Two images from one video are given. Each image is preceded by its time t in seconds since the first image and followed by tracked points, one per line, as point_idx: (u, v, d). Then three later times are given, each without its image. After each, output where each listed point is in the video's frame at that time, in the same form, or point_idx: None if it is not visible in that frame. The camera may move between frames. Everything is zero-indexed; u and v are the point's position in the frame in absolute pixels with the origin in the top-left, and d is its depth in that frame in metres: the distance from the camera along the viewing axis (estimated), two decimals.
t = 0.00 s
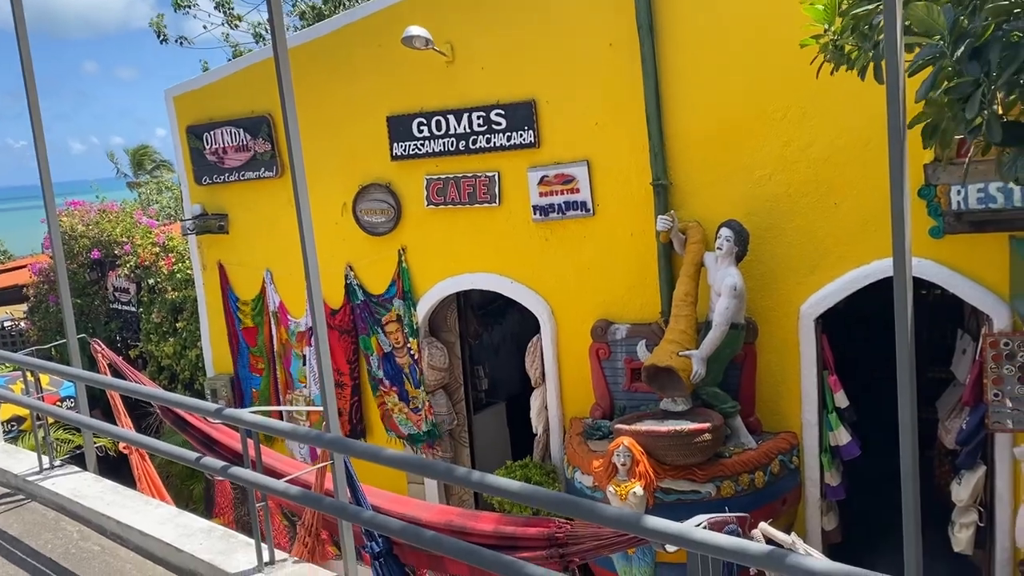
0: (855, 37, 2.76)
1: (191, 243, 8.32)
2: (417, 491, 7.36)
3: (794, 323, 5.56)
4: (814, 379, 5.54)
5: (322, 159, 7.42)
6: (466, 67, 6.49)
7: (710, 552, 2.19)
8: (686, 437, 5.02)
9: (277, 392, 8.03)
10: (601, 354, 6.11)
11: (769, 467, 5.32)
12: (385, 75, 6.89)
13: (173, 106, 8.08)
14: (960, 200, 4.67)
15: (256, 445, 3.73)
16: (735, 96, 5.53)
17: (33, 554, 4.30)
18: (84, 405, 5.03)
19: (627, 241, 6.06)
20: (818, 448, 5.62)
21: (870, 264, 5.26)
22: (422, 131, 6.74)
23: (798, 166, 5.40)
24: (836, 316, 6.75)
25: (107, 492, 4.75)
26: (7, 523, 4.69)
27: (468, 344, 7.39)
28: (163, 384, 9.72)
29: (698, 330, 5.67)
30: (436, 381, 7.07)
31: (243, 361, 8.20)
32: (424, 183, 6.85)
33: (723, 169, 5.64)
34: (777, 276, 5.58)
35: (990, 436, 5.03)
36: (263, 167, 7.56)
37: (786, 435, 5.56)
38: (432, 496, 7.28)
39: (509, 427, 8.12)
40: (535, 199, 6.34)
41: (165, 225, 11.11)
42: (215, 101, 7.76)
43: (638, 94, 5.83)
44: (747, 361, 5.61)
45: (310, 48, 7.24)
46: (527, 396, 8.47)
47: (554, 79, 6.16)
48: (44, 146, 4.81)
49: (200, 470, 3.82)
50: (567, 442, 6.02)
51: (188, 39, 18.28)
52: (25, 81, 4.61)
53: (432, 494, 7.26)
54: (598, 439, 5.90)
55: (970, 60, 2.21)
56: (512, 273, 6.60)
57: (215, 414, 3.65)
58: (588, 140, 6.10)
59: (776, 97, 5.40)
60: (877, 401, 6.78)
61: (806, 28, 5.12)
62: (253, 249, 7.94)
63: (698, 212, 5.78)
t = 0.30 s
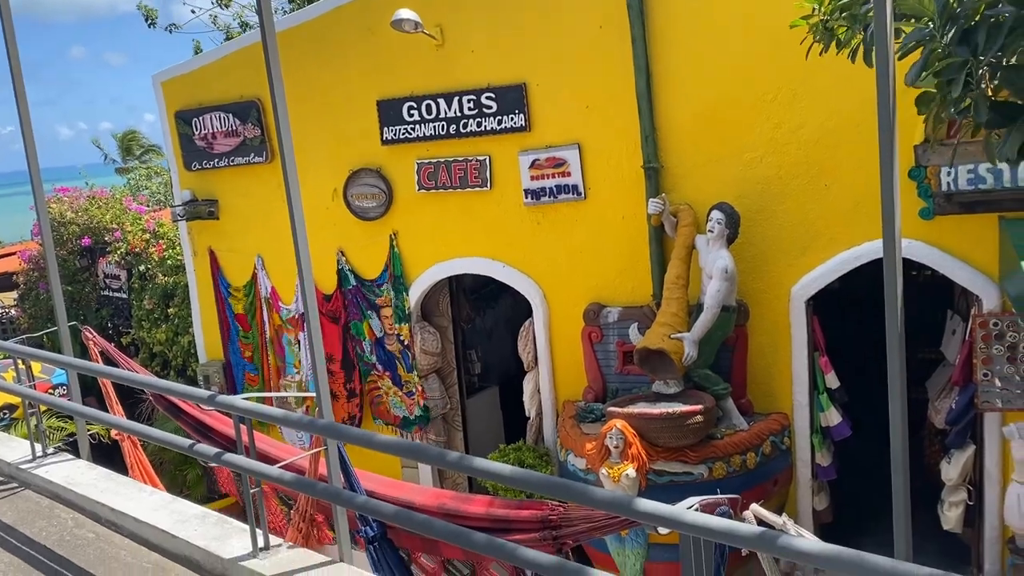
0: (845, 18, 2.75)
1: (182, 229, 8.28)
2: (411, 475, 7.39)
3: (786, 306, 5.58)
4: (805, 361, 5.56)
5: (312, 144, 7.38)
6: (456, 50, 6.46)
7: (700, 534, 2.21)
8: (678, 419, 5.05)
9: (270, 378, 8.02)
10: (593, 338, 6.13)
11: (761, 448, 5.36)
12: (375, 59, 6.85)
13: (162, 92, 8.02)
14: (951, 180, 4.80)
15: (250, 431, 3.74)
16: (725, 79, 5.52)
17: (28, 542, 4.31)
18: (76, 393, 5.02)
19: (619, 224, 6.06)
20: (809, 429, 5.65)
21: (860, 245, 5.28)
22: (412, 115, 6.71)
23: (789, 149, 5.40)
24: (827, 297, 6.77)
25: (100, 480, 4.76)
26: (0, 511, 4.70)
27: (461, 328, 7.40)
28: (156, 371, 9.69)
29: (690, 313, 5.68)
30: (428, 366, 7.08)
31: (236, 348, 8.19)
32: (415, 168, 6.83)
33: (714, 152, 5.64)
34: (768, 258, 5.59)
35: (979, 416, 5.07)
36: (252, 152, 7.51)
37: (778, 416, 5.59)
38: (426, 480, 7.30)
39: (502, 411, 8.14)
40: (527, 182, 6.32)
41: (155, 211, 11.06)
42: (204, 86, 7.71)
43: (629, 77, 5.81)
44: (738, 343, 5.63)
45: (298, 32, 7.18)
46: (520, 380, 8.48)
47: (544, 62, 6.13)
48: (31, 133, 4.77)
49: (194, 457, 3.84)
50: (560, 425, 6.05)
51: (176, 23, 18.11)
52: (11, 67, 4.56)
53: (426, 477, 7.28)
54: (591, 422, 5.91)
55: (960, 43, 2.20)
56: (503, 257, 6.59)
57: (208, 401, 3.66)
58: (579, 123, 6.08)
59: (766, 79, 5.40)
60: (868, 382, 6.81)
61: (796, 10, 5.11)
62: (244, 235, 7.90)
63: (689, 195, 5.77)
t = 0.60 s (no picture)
0: None
1: (174, 205, 8.23)
2: (408, 447, 7.43)
3: (780, 277, 5.59)
4: (799, 331, 5.59)
5: (303, 119, 7.33)
6: (448, 22, 6.39)
7: (695, 501, 2.24)
8: (673, 390, 5.09)
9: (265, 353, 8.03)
10: (588, 311, 6.13)
11: (754, 418, 5.39)
12: (366, 31, 6.79)
13: (151, 66, 7.94)
14: (944, 150, 4.75)
15: (245, 405, 3.76)
16: (719, 49, 5.49)
17: (26, 517, 4.33)
18: (71, 369, 5.01)
19: (613, 197, 6.05)
20: (802, 399, 5.67)
21: (854, 216, 5.28)
22: (404, 88, 6.66)
23: (783, 119, 5.39)
24: (821, 267, 6.78)
25: (97, 455, 4.77)
26: None
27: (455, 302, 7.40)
28: (150, 348, 9.69)
29: (684, 284, 5.70)
30: (423, 340, 7.11)
31: (230, 323, 8.19)
32: (407, 141, 6.79)
33: (707, 124, 5.62)
34: (762, 229, 5.59)
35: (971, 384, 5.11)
36: (243, 127, 7.46)
37: (771, 387, 5.63)
38: (422, 452, 7.35)
39: (496, 384, 8.16)
40: (520, 155, 6.30)
41: (147, 188, 11.00)
42: (193, 60, 7.63)
43: (623, 48, 5.77)
44: (731, 315, 5.64)
45: (288, 4, 7.10)
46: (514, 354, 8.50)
47: (537, 34, 6.08)
48: (19, 107, 4.72)
49: (191, 431, 3.86)
50: (555, 397, 6.09)
51: None
52: None
53: (422, 449, 7.33)
54: (585, 394, 5.96)
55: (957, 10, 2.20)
56: (497, 230, 6.59)
57: (204, 375, 3.69)
58: (572, 95, 6.05)
59: (760, 49, 5.37)
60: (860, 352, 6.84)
61: None
62: (236, 210, 7.87)
63: (683, 167, 5.76)
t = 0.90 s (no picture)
0: None
1: (164, 168, 8.15)
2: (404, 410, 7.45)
3: (774, 236, 5.59)
4: (793, 290, 5.60)
5: (293, 79, 7.24)
6: None
7: (692, 455, 2.25)
8: (668, 350, 5.11)
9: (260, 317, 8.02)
10: (582, 273, 6.12)
11: (748, 376, 5.42)
12: None
13: (138, 27, 7.81)
14: (940, 107, 4.70)
15: (241, 366, 3.74)
16: (716, 5, 5.43)
17: (23, 480, 4.34)
18: (64, 332, 4.99)
19: (607, 156, 6.01)
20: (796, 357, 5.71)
21: (848, 175, 5.26)
22: (395, 48, 6.57)
23: (779, 76, 5.34)
24: (815, 225, 6.77)
25: (93, 418, 4.77)
26: None
27: (449, 266, 7.38)
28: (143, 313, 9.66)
29: (679, 245, 5.68)
30: (418, 303, 7.10)
31: (223, 287, 8.16)
32: (399, 102, 6.71)
33: (703, 82, 5.57)
34: (757, 187, 5.57)
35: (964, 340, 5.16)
36: (233, 88, 7.36)
37: (765, 345, 5.65)
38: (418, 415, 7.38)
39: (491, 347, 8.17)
40: (513, 115, 6.24)
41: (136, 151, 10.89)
42: (181, 20, 7.50)
43: (617, 4, 5.69)
44: (726, 275, 5.64)
45: None
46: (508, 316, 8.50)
47: None
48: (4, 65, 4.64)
49: (187, 393, 3.85)
50: (550, 358, 6.12)
51: None
52: None
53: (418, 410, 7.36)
54: (580, 354, 5.99)
55: None
56: (491, 192, 6.55)
57: (199, 336, 3.66)
58: (566, 53, 5.98)
59: (757, 5, 5.31)
60: (853, 311, 6.86)
61: None
62: (226, 174, 7.80)
63: (678, 125, 5.72)
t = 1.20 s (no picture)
0: None
1: (148, 133, 8.05)
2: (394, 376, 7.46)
3: (764, 196, 5.58)
4: (782, 251, 5.60)
5: (278, 41, 7.13)
6: None
7: (684, 410, 2.26)
8: (657, 312, 5.12)
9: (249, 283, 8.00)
10: (572, 236, 6.11)
11: (737, 337, 5.44)
12: None
13: None
14: (931, 65, 4.69)
15: (232, 330, 3.72)
16: None
17: (14, 446, 4.33)
18: (52, 298, 4.95)
19: (596, 118, 5.97)
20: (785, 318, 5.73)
21: (837, 135, 5.25)
22: (381, 8, 6.47)
23: (770, 35, 5.31)
24: (806, 185, 6.76)
25: (82, 384, 4.75)
26: None
27: (438, 230, 7.35)
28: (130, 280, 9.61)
29: (669, 207, 5.67)
30: (406, 268, 7.06)
31: (211, 254, 8.11)
32: (385, 63, 6.63)
33: (693, 41, 5.52)
34: (746, 148, 5.56)
35: (950, 300, 5.19)
36: (217, 51, 7.26)
37: (754, 307, 5.67)
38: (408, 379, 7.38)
39: (480, 311, 8.16)
40: (501, 77, 6.18)
41: (119, 117, 10.74)
42: None
43: None
44: (716, 236, 5.66)
45: None
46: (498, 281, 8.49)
47: None
48: None
49: (177, 356, 3.83)
50: (540, 322, 6.11)
51: None
52: None
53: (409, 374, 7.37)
54: (570, 318, 5.97)
55: None
56: (480, 155, 6.50)
57: (189, 300, 3.62)
58: (554, 13, 5.91)
59: None
60: (843, 272, 6.89)
61: None
62: (211, 139, 7.71)
63: (668, 86, 5.68)
